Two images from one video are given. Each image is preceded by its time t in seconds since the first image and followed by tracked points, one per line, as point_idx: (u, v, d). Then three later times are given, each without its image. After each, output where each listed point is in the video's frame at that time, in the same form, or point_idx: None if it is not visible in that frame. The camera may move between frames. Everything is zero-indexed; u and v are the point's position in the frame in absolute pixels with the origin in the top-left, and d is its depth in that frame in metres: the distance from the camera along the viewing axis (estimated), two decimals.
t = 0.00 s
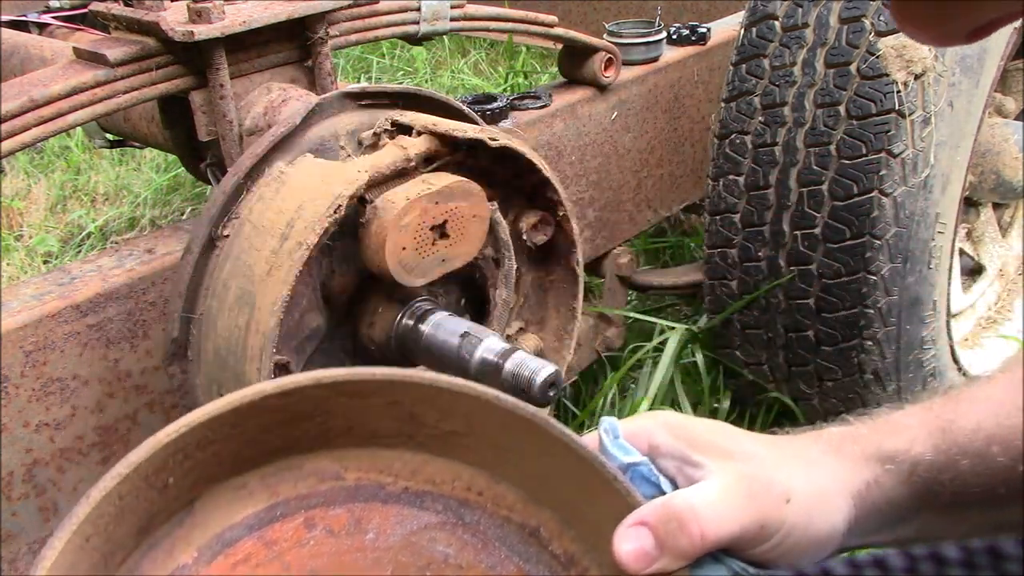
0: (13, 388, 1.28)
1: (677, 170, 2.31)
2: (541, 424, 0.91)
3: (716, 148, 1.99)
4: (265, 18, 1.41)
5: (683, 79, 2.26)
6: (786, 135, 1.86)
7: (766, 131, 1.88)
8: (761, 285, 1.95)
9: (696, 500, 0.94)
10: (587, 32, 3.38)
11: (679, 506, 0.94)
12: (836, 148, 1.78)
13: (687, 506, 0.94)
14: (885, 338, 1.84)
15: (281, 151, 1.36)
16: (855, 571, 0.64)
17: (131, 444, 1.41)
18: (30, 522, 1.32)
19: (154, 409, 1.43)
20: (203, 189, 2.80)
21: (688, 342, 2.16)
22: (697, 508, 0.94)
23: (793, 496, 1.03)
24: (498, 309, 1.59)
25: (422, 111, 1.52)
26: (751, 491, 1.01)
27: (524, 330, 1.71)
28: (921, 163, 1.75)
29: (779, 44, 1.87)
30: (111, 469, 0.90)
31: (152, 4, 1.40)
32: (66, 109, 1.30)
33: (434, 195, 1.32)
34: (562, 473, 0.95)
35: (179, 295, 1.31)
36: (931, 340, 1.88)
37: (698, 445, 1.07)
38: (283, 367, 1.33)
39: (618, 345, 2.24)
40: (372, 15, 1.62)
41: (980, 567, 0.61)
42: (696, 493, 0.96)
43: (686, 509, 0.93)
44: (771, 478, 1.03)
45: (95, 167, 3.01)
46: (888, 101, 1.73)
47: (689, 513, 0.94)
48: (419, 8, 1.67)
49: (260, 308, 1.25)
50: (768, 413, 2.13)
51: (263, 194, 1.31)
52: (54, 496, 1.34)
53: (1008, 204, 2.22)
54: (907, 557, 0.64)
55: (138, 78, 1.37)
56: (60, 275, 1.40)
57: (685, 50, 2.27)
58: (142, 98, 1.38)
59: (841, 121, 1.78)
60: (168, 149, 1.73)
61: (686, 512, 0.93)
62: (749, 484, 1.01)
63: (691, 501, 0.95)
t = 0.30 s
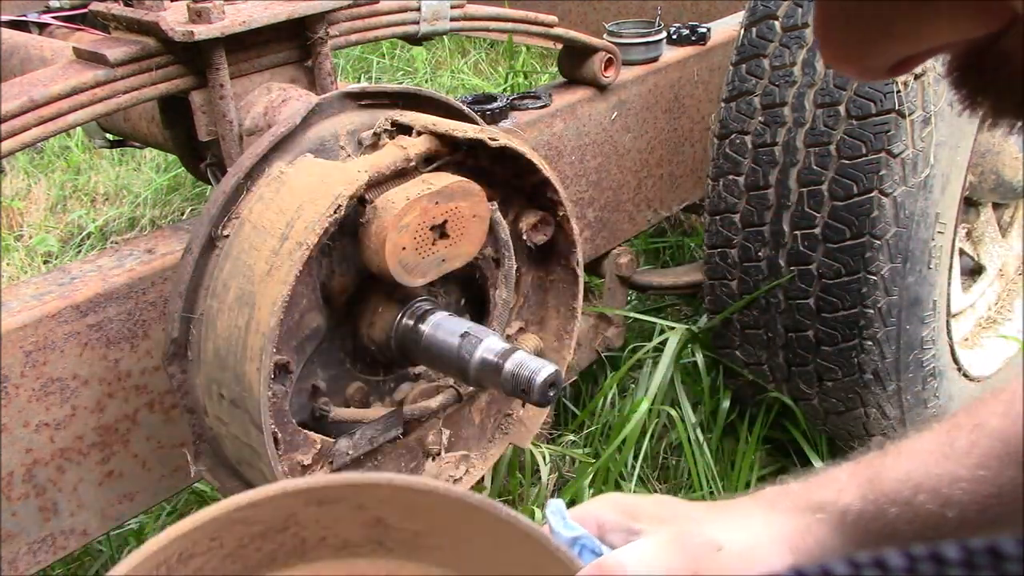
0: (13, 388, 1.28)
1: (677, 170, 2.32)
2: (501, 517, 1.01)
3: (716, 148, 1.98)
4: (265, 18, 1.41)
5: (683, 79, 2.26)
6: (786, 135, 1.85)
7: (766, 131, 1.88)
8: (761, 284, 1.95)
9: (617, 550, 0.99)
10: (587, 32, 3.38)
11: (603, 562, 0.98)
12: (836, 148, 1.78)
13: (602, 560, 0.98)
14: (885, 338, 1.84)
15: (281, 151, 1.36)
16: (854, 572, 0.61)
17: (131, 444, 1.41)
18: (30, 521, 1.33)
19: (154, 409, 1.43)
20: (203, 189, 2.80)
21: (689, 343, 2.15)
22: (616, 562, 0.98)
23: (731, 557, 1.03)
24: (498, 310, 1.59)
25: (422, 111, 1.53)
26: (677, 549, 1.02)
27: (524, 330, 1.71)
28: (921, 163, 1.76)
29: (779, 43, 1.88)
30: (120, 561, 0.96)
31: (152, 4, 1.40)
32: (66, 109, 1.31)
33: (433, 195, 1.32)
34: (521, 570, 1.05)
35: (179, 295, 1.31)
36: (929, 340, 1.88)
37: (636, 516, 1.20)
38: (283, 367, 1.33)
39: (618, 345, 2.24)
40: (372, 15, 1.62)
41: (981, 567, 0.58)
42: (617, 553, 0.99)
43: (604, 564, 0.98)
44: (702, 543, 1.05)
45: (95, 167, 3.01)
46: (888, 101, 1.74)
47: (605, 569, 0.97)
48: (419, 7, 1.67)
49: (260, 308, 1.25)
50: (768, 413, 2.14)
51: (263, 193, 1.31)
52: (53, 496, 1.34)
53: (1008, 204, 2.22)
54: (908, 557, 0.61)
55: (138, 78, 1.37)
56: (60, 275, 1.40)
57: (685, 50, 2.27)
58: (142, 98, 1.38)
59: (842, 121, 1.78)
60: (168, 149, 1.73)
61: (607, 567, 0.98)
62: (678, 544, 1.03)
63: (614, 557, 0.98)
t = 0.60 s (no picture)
0: (13, 388, 1.28)
1: (677, 170, 2.32)
2: None
3: (716, 148, 1.98)
4: (265, 18, 1.40)
5: (683, 79, 2.26)
6: (786, 135, 1.85)
7: (766, 131, 1.88)
8: (761, 284, 1.95)
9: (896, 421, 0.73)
10: (587, 32, 3.38)
11: (937, 497, 0.63)
12: (836, 148, 1.78)
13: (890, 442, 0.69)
14: (885, 338, 1.84)
15: (281, 150, 1.36)
16: (853, 572, 0.58)
17: (131, 444, 1.41)
18: (30, 521, 1.33)
19: (154, 409, 1.43)
20: (203, 188, 2.80)
21: (689, 343, 2.16)
22: (981, 496, 0.61)
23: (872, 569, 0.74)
24: (498, 309, 1.59)
25: (422, 110, 1.53)
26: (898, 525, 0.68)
27: (524, 330, 1.71)
28: (921, 163, 1.75)
29: (779, 43, 1.86)
30: None
31: (152, 4, 1.40)
32: (66, 109, 1.31)
33: (434, 195, 1.32)
34: None
35: (179, 295, 1.31)
36: (929, 340, 1.88)
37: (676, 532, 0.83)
38: (282, 367, 1.33)
39: (618, 345, 2.23)
40: (372, 15, 1.62)
41: (981, 568, 0.54)
42: (898, 506, 0.67)
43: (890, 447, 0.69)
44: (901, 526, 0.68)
45: (95, 166, 3.02)
46: (888, 101, 1.73)
47: (890, 464, 0.69)
48: (419, 8, 1.67)
49: (259, 308, 1.24)
50: (768, 413, 2.14)
51: (263, 193, 1.31)
52: (53, 496, 1.34)
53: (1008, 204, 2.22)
54: (907, 556, 0.57)
55: (138, 78, 1.37)
56: (60, 275, 1.40)
57: (685, 50, 2.27)
58: (142, 98, 1.38)
59: (842, 121, 1.78)
60: (168, 148, 1.73)
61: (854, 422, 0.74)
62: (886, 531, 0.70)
63: (909, 451, 0.68)
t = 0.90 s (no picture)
0: (13, 388, 1.28)
1: (677, 170, 2.32)
2: None
3: (716, 147, 1.98)
4: (265, 18, 1.40)
5: (683, 79, 2.26)
6: (786, 135, 1.85)
7: (766, 131, 1.88)
8: (761, 285, 1.95)
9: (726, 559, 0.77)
10: (587, 32, 3.38)
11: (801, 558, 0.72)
12: (837, 148, 1.78)
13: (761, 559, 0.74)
14: (885, 338, 1.84)
15: (281, 150, 1.36)
16: (853, 572, 0.58)
17: (131, 444, 1.41)
18: (31, 521, 1.33)
19: (154, 409, 1.43)
20: (203, 189, 2.80)
21: (689, 343, 2.15)
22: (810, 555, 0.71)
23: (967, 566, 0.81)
24: (498, 309, 1.59)
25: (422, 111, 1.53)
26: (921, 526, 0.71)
27: (524, 331, 1.71)
28: (921, 163, 1.75)
29: (779, 44, 1.86)
30: None
31: (152, 4, 1.40)
32: (66, 110, 1.31)
33: (434, 195, 1.32)
34: None
35: (180, 295, 1.31)
36: (929, 340, 1.89)
37: None
38: (282, 367, 1.33)
39: (618, 345, 2.23)
40: (372, 15, 1.62)
41: (981, 568, 0.55)
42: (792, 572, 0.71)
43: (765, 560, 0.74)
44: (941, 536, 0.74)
45: (95, 166, 3.02)
46: (888, 101, 1.73)
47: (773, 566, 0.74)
48: (419, 8, 1.67)
49: (259, 308, 1.24)
50: (768, 413, 2.14)
51: (263, 194, 1.31)
52: (54, 496, 1.34)
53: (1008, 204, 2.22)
54: (907, 556, 0.57)
55: (138, 79, 1.37)
56: (60, 275, 1.40)
57: (685, 50, 2.27)
58: (142, 98, 1.38)
59: (842, 121, 1.78)
60: (168, 149, 1.72)
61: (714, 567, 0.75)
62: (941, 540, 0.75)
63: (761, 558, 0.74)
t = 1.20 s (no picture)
0: (13, 388, 1.28)
1: (677, 170, 2.32)
2: None
3: (716, 148, 1.98)
4: (265, 18, 1.40)
5: (683, 79, 2.26)
6: (786, 135, 1.85)
7: (766, 131, 1.88)
8: (761, 285, 1.95)
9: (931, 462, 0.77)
10: (587, 32, 3.38)
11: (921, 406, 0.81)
12: (837, 148, 1.78)
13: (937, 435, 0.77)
14: (885, 338, 1.84)
15: (281, 150, 1.36)
16: (855, 572, 0.63)
17: (131, 444, 1.41)
18: (31, 521, 1.33)
19: (154, 409, 1.43)
20: (203, 189, 2.80)
21: (688, 343, 2.15)
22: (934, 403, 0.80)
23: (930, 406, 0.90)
24: (498, 309, 1.59)
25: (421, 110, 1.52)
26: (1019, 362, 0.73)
27: (524, 331, 1.72)
28: (921, 163, 1.75)
29: (779, 43, 1.86)
30: None
31: (152, 4, 1.40)
32: (66, 109, 1.31)
33: (434, 195, 1.32)
34: None
35: (179, 295, 1.31)
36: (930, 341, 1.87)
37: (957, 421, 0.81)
38: (282, 367, 1.33)
39: (618, 345, 2.23)
40: (372, 15, 1.61)
41: (981, 567, 0.62)
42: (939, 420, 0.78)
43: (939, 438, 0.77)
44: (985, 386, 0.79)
45: (95, 166, 3.02)
46: (888, 101, 1.73)
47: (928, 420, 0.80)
48: (419, 8, 1.67)
49: (260, 308, 1.24)
50: (768, 413, 2.14)
51: (263, 194, 1.31)
52: (53, 496, 1.34)
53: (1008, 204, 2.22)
54: (908, 557, 0.64)
55: (138, 79, 1.37)
56: (60, 275, 1.40)
57: (685, 50, 2.27)
58: (142, 98, 1.38)
59: (842, 121, 1.78)
60: (168, 149, 1.72)
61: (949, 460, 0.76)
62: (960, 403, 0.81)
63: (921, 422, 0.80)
